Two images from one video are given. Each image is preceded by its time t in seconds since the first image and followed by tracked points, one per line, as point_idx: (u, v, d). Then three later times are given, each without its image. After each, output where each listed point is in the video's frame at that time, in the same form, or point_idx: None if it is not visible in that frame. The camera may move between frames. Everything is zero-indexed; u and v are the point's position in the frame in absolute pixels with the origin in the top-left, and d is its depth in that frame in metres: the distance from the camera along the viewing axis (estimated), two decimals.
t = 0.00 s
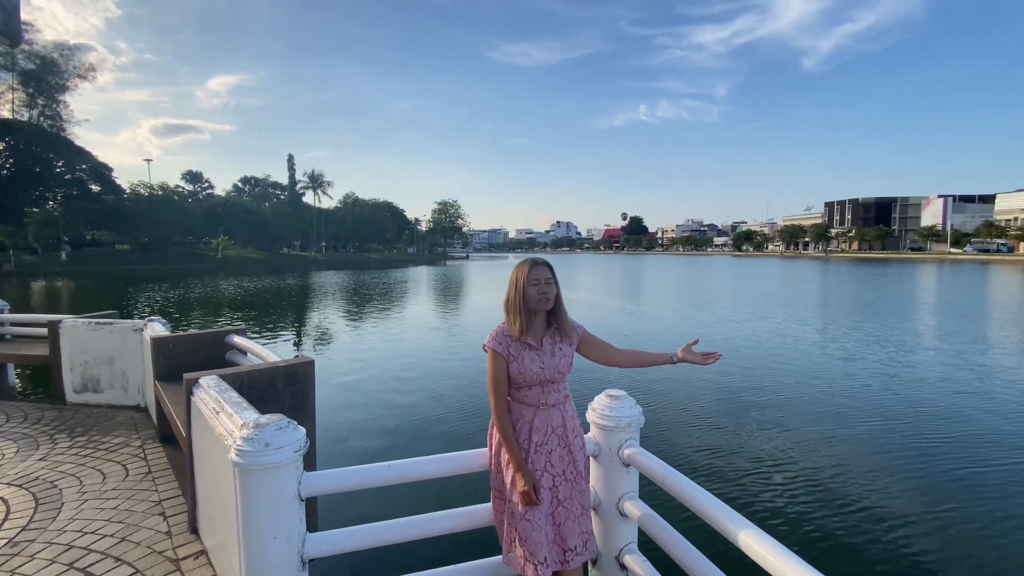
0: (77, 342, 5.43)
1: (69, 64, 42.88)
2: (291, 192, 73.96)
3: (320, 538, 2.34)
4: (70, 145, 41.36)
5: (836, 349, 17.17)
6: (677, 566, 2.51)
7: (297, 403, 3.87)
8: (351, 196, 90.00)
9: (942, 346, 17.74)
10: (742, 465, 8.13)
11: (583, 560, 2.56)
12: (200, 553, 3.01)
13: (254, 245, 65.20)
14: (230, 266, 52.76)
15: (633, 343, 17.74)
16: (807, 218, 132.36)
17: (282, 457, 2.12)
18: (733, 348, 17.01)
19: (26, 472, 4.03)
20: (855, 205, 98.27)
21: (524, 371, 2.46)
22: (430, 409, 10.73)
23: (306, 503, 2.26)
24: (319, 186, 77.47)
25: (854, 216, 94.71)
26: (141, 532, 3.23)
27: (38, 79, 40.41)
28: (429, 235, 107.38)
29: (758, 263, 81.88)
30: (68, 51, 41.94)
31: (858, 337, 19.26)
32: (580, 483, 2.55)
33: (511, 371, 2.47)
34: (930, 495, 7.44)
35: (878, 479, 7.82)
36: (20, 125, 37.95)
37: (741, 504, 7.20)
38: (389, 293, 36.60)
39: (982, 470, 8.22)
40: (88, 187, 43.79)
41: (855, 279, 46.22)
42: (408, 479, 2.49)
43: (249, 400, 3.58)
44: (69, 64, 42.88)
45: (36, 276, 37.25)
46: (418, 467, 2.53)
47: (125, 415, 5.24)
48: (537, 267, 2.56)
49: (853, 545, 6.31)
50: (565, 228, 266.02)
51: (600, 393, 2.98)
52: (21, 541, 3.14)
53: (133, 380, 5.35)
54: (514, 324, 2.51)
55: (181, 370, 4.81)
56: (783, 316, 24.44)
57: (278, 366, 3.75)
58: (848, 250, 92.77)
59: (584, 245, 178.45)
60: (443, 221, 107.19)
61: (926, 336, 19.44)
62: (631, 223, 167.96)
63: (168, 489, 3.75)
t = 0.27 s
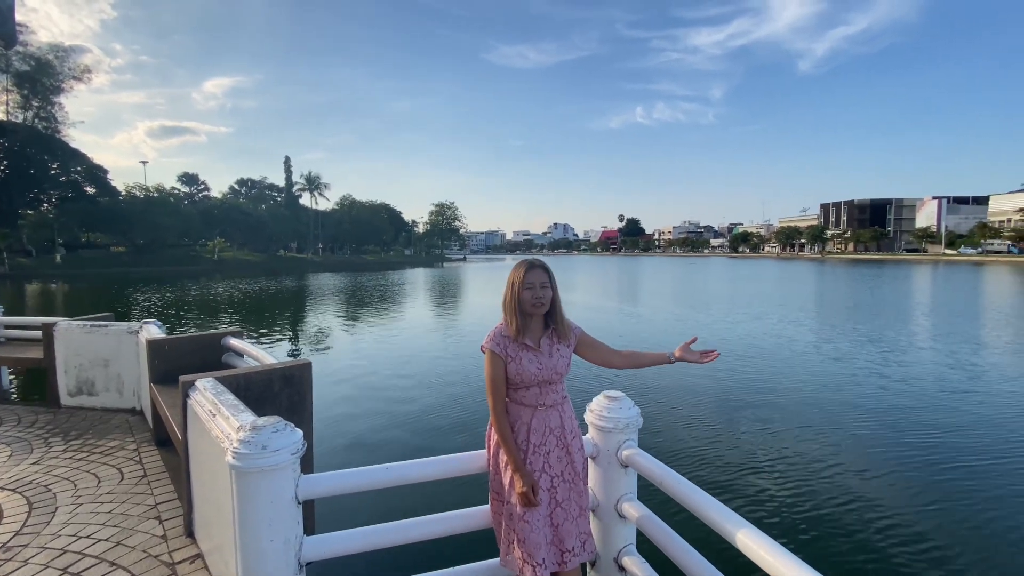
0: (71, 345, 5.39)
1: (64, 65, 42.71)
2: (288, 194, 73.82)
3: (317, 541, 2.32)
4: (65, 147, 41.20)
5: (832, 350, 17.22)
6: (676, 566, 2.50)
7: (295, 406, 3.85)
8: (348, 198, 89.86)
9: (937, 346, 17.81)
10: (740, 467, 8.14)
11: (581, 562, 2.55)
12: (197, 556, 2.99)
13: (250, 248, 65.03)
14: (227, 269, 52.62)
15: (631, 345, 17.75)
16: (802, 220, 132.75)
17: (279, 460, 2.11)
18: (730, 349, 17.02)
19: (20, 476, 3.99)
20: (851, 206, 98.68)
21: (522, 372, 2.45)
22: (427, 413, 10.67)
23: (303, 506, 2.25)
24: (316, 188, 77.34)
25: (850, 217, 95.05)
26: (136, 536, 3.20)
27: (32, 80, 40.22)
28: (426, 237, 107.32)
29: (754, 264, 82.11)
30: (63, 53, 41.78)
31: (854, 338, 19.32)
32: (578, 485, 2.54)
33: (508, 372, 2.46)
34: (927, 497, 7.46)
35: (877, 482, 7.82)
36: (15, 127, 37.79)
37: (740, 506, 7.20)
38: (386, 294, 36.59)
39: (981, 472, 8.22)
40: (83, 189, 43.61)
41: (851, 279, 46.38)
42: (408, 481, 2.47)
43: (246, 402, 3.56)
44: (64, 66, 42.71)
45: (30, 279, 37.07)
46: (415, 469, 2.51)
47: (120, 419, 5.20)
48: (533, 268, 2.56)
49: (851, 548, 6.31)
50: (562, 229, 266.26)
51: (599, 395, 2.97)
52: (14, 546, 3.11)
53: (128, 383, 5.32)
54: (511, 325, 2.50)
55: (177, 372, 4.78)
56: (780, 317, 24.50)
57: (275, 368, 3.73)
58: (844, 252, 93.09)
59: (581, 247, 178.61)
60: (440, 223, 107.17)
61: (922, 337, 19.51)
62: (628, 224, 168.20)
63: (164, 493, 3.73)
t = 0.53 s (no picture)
0: (67, 348, 5.36)
1: (60, 68, 42.62)
2: (284, 196, 73.70)
3: (315, 544, 2.30)
4: (61, 150, 41.10)
5: (829, 350, 17.27)
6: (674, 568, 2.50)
7: (291, 409, 3.83)
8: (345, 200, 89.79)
9: (934, 347, 17.87)
10: (738, 468, 8.14)
11: (580, 564, 2.54)
12: (192, 561, 2.97)
13: (247, 250, 64.91)
14: (223, 271, 52.48)
15: (628, 346, 17.73)
16: (799, 221, 133.16)
17: (276, 463, 2.09)
18: (728, 350, 17.04)
19: (14, 481, 3.96)
20: (847, 208, 98.98)
21: (519, 374, 2.44)
22: (424, 415, 10.64)
23: (300, 510, 2.23)
24: (313, 190, 77.24)
25: (846, 218, 95.39)
26: (132, 541, 3.18)
27: (28, 83, 40.10)
28: (424, 239, 107.33)
29: (751, 265, 82.30)
30: (58, 56, 41.69)
31: (851, 339, 19.36)
32: (576, 487, 2.53)
33: (505, 374, 2.46)
34: (925, 496, 7.46)
35: (875, 482, 7.81)
36: (10, 130, 37.70)
37: (739, 506, 7.19)
38: (384, 296, 36.54)
39: (979, 472, 8.20)
40: (79, 192, 43.50)
41: (847, 280, 46.52)
42: (405, 485, 2.46)
43: (242, 405, 3.54)
44: (60, 68, 42.62)
45: (25, 282, 36.93)
46: (412, 472, 2.50)
47: (116, 423, 5.17)
48: (527, 271, 2.55)
49: (848, 548, 6.31)
50: (559, 231, 266.41)
51: (597, 397, 2.97)
52: (7, 552, 3.08)
53: (123, 386, 5.29)
54: (507, 327, 2.49)
55: (173, 376, 4.75)
56: (777, 318, 24.55)
57: (271, 372, 3.72)
58: (840, 253, 93.40)
59: (579, 249, 178.75)
60: (438, 225, 107.21)
61: (919, 337, 19.57)
62: (625, 226, 168.44)
63: (159, 497, 3.70)
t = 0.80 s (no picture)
0: (62, 353, 5.33)
1: (56, 72, 42.56)
2: (281, 199, 73.59)
3: (310, 550, 2.28)
4: (57, 154, 41.04)
5: (826, 351, 17.32)
6: (672, 568, 2.49)
7: (287, 413, 3.81)
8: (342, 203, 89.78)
9: (931, 347, 17.90)
10: (735, 468, 8.15)
11: (578, 567, 2.52)
12: (188, 567, 2.95)
13: (244, 253, 64.80)
14: (220, 274, 52.33)
15: (625, 348, 17.71)
16: (795, 222, 133.56)
17: (272, 468, 2.08)
18: (725, 351, 17.07)
19: (9, 486, 3.94)
20: (843, 209, 99.25)
21: (515, 376, 2.44)
22: (421, 418, 10.60)
23: (296, 515, 2.22)
24: (310, 193, 77.16)
25: (842, 219, 95.74)
26: (127, 547, 3.16)
27: (23, 87, 40.02)
28: (421, 242, 107.34)
29: (748, 266, 82.45)
30: (54, 59, 41.59)
31: (848, 339, 19.41)
32: (574, 490, 2.52)
33: (502, 376, 2.45)
34: (922, 496, 7.46)
35: (872, 483, 7.79)
36: (6, 133, 37.63)
37: (737, 507, 7.18)
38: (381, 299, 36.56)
39: (977, 472, 8.18)
40: (75, 195, 43.42)
41: (844, 281, 46.60)
42: (402, 489, 2.45)
43: (238, 410, 3.52)
44: (56, 72, 42.56)
45: (21, 286, 36.77)
46: (410, 476, 2.48)
47: (111, 427, 5.15)
48: (522, 273, 2.55)
49: (846, 548, 6.29)
50: (556, 233, 266.68)
51: (594, 399, 2.97)
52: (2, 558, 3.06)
53: (119, 391, 5.27)
54: (503, 330, 2.49)
55: (168, 380, 4.73)
56: (775, 319, 24.61)
57: (268, 376, 3.70)
58: (837, 253, 93.67)
59: (576, 251, 178.94)
60: (435, 228, 107.24)
61: (916, 338, 19.60)
62: (622, 228, 168.80)
63: (155, 503, 3.68)
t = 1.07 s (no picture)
0: (58, 357, 5.31)
1: (52, 75, 42.49)
2: (278, 202, 73.53)
3: (310, 553, 2.28)
4: (52, 157, 40.98)
5: (823, 351, 17.36)
6: (672, 569, 2.50)
7: (286, 416, 3.80)
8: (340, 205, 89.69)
9: (929, 346, 17.94)
10: (734, 469, 8.14)
11: (577, 568, 2.53)
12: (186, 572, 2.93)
13: (241, 256, 64.70)
14: (216, 278, 52.24)
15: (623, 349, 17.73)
16: (791, 223, 133.91)
17: (270, 471, 2.08)
18: (723, 352, 17.10)
19: (5, 491, 3.92)
20: (840, 210, 99.54)
21: (513, 379, 2.43)
22: (418, 421, 10.57)
23: (295, 519, 2.22)
24: (307, 196, 77.12)
25: (839, 220, 96.00)
26: (125, 552, 3.15)
27: (19, 90, 39.93)
28: (419, 244, 107.34)
29: (745, 267, 82.55)
30: (50, 63, 41.56)
31: (845, 339, 19.45)
32: (573, 491, 2.52)
33: (499, 379, 2.45)
34: (921, 495, 7.46)
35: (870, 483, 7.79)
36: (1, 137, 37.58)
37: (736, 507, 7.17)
38: (379, 302, 36.56)
39: (976, 472, 8.17)
40: (71, 199, 43.34)
41: (841, 281, 46.68)
42: (400, 491, 2.44)
43: (236, 413, 3.52)
44: (51, 76, 42.49)
45: (17, 290, 36.67)
46: (408, 479, 2.48)
47: (108, 432, 5.13)
48: (519, 275, 2.55)
49: (845, 548, 6.28)
50: (554, 235, 266.95)
51: (593, 401, 2.97)
52: None
53: (116, 395, 5.26)
54: (500, 333, 2.49)
55: (165, 384, 4.72)
56: (772, 319, 24.67)
57: (266, 379, 3.70)
58: (833, 254, 93.89)
59: (574, 253, 179.19)
60: (433, 230, 107.23)
61: (913, 338, 19.64)
62: (620, 230, 169.03)
63: (153, 507, 3.67)
